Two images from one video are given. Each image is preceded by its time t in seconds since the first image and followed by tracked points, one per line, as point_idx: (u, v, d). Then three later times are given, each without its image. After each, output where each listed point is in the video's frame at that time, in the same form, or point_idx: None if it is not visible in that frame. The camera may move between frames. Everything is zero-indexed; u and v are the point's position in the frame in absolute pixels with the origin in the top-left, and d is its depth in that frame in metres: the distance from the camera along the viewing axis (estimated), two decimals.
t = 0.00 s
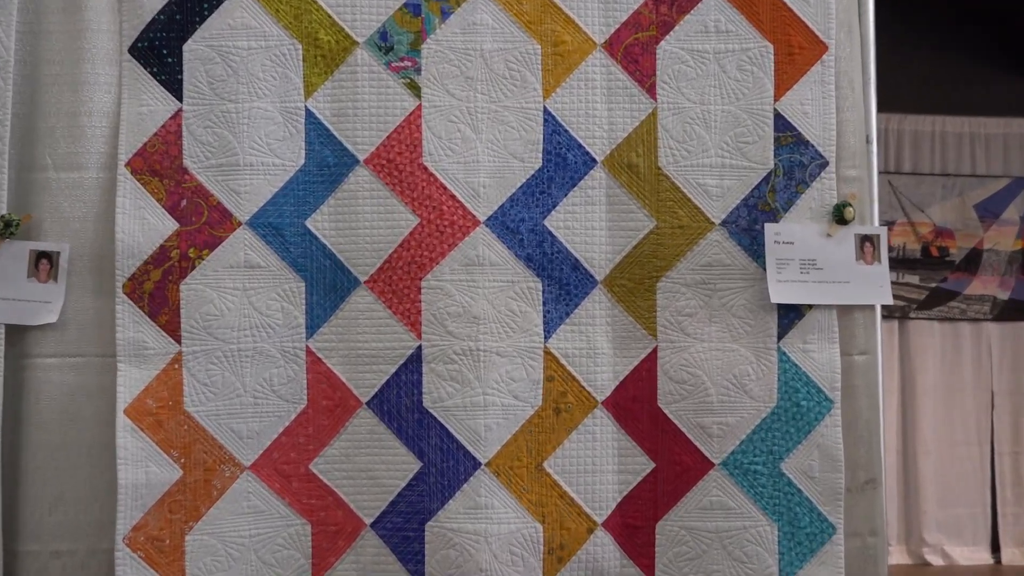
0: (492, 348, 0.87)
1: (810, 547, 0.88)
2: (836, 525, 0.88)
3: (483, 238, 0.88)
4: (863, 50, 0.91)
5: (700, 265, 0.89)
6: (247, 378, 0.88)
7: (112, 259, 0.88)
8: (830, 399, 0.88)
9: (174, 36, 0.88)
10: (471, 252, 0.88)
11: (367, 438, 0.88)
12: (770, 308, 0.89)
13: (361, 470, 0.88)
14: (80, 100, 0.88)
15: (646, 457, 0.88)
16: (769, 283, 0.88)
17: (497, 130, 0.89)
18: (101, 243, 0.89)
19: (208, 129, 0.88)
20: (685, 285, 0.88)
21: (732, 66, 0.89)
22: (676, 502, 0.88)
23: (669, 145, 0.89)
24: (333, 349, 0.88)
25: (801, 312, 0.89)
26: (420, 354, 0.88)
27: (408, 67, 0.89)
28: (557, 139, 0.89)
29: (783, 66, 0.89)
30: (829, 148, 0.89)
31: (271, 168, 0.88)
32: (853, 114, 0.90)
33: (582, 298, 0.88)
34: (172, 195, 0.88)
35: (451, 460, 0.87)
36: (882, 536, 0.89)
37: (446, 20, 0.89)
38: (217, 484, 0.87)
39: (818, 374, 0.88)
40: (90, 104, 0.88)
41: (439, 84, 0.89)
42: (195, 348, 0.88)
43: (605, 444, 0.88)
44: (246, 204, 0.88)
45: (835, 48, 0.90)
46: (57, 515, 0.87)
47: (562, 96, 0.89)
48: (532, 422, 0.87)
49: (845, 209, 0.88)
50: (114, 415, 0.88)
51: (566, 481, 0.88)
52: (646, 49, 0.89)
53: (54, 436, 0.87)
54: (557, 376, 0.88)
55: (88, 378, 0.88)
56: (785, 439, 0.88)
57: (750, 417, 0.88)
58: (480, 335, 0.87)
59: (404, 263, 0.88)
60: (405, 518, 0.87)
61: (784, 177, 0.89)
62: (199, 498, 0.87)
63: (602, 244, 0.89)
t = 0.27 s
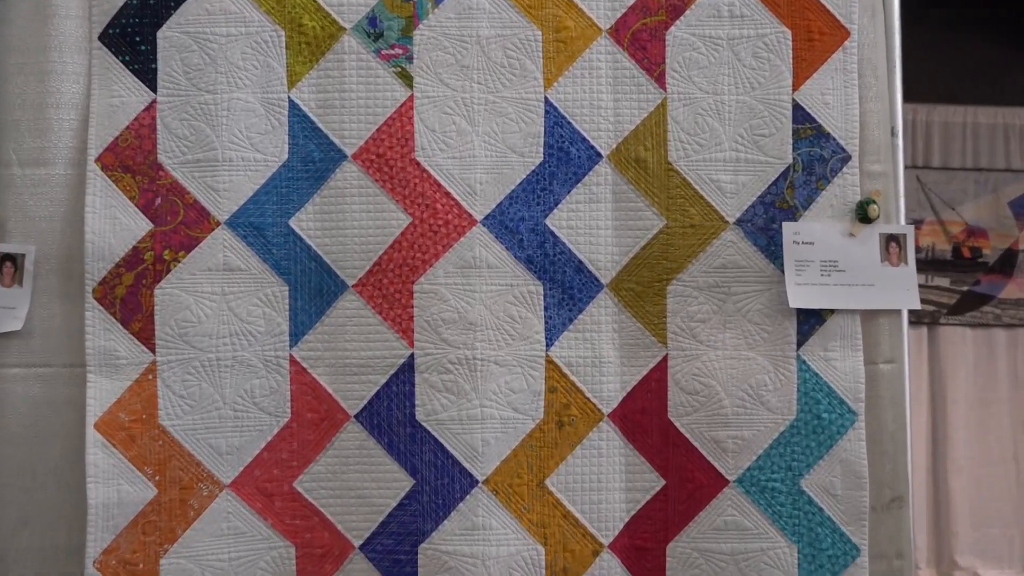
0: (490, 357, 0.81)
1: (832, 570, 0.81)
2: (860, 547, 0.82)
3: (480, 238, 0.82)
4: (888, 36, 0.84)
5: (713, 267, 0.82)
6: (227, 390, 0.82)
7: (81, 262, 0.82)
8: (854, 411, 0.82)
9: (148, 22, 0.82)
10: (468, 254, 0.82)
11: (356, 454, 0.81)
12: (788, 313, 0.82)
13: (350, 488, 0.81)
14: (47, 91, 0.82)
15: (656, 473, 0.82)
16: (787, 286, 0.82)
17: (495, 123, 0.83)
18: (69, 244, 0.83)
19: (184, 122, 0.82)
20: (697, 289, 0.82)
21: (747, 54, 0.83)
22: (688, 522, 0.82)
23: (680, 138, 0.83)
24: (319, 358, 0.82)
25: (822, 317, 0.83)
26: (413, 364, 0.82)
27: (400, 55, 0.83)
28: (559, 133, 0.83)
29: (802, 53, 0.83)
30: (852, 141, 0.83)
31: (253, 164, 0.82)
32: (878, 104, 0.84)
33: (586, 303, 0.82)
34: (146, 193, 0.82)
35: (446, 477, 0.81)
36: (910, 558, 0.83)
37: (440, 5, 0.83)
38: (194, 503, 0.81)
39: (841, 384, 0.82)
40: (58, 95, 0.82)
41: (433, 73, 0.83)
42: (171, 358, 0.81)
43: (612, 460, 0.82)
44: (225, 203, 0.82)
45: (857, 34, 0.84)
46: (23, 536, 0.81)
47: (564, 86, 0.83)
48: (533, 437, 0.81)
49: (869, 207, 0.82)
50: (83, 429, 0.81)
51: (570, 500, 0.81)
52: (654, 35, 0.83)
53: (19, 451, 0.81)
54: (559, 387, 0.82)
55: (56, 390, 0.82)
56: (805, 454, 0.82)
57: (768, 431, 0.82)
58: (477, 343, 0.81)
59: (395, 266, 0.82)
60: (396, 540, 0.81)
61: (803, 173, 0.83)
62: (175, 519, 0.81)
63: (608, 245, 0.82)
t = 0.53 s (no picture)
0: (491, 360, 0.76)
1: None
2: (889, 564, 0.76)
3: (480, 233, 0.76)
4: (919, 15, 0.79)
5: (730, 263, 0.77)
6: (208, 395, 0.76)
7: (52, 257, 0.76)
8: (883, 419, 0.76)
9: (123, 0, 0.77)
10: (467, 249, 0.76)
11: (347, 464, 0.76)
12: (812, 313, 0.77)
13: (340, 501, 0.76)
14: (16, 74, 0.77)
15: (670, 486, 0.76)
16: (811, 284, 0.76)
17: (496, 108, 0.77)
18: (39, 238, 0.77)
19: (162, 107, 0.76)
20: (713, 287, 0.76)
21: (767, 34, 0.77)
22: (703, 538, 0.76)
23: (695, 125, 0.77)
24: (307, 361, 0.76)
25: (848, 318, 0.77)
26: (408, 367, 0.76)
27: (393, 35, 0.77)
28: (565, 119, 0.77)
29: (826, 33, 0.77)
30: (880, 127, 0.77)
31: (235, 153, 0.77)
32: (908, 88, 0.78)
33: (594, 302, 0.76)
34: (121, 183, 0.76)
35: (444, 489, 0.75)
36: None
37: None
38: (172, 517, 0.75)
39: (868, 389, 0.76)
40: (27, 78, 0.77)
41: (430, 54, 0.77)
42: (148, 361, 0.76)
43: (622, 471, 0.76)
44: (206, 194, 0.76)
45: (886, 12, 0.78)
46: None
47: (571, 68, 0.77)
48: (536, 446, 0.76)
49: (899, 198, 0.76)
50: (54, 437, 0.76)
51: (577, 514, 0.76)
52: (667, 14, 0.77)
53: None
54: (565, 393, 0.76)
55: (24, 394, 0.76)
56: (829, 465, 0.76)
57: (789, 439, 0.76)
58: (476, 344, 0.76)
59: (389, 263, 0.76)
60: (390, 557, 0.75)
61: (827, 162, 0.77)
62: (152, 534, 0.75)
63: (618, 240, 0.76)
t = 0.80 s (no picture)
0: (495, 369, 0.70)
1: None
2: None
3: (484, 232, 0.71)
4: None
5: (753, 265, 0.71)
6: (191, 408, 0.70)
7: (22, 259, 0.71)
8: (918, 432, 0.71)
9: None
10: (469, 251, 0.71)
11: (340, 482, 0.70)
12: (841, 319, 0.71)
13: (333, 522, 0.70)
14: None
15: (688, 505, 0.71)
16: (840, 287, 0.70)
17: (500, 98, 0.72)
18: (8, 239, 0.71)
19: (141, 97, 0.71)
20: (734, 290, 0.71)
21: (791, 18, 0.72)
22: (725, 561, 0.70)
23: (714, 116, 0.71)
24: (297, 371, 0.71)
25: (880, 323, 0.71)
26: (406, 377, 0.71)
27: (390, 19, 0.71)
28: (574, 109, 0.72)
29: (856, 17, 0.72)
30: (914, 118, 0.71)
31: (220, 147, 0.71)
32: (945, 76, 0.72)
33: (606, 307, 0.71)
34: (97, 180, 0.71)
35: (445, 509, 0.70)
36: None
37: None
38: (152, 539, 0.70)
39: (903, 400, 0.71)
40: None
41: (429, 40, 0.72)
42: (126, 371, 0.70)
43: (637, 489, 0.70)
44: (189, 191, 0.71)
45: None
46: None
47: (581, 55, 0.72)
48: (544, 463, 0.70)
49: (935, 194, 0.70)
50: (25, 453, 0.70)
51: (588, 535, 0.70)
52: None
53: None
54: (575, 405, 0.70)
55: None
56: (860, 482, 0.71)
57: (817, 455, 0.71)
58: (480, 353, 0.70)
59: (385, 265, 0.71)
60: None
61: (857, 156, 0.71)
62: (130, 557, 0.70)
63: (632, 239, 0.71)
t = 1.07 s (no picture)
0: (500, 385, 0.65)
1: None
2: None
3: (488, 237, 0.66)
4: None
5: (779, 272, 0.66)
6: (172, 427, 0.65)
7: None
8: (957, 452, 0.65)
9: None
10: (472, 257, 0.66)
11: (333, 507, 0.65)
12: (874, 330, 0.66)
13: (325, 550, 0.65)
14: None
15: (709, 531, 0.65)
16: (873, 296, 0.65)
17: (506, 92, 0.66)
18: None
19: (119, 92, 0.66)
20: (759, 299, 0.66)
21: (820, 5, 0.67)
22: None
23: (737, 111, 0.66)
24: (287, 387, 0.65)
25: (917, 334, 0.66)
26: (404, 393, 0.65)
27: (387, 7, 0.66)
28: (586, 104, 0.66)
29: (889, 4, 0.67)
30: (953, 113, 0.66)
31: (204, 145, 0.66)
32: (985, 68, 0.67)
33: (621, 317, 0.66)
34: (71, 181, 0.65)
35: (446, 535, 0.65)
36: None
37: None
38: (131, 568, 0.65)
39: (941, 418, 0.66)
40: None
41: (429, 30, 0.66)
42: (102, 387, 0.65)
43: (654, 514, 0.65)
44: (170, 192, 0.66)
45: None
46: None
47: (592, 46, 0.66)
48: (554, 485, 0.65)
49: (975, 195, 0.65)
50: None
51: (601, 564, 0.65)
52: None
53: None
54: (587, 423, 0.65)
55: None
56: (896, 506, 0.65)
57: (849, 477, 0.65)
58: (484, 367, 0.65)
59: (382, 272, 0.66)
60: None
61: (891, 154, 0.66)
62: None
63: (648, 244, 0.66)
